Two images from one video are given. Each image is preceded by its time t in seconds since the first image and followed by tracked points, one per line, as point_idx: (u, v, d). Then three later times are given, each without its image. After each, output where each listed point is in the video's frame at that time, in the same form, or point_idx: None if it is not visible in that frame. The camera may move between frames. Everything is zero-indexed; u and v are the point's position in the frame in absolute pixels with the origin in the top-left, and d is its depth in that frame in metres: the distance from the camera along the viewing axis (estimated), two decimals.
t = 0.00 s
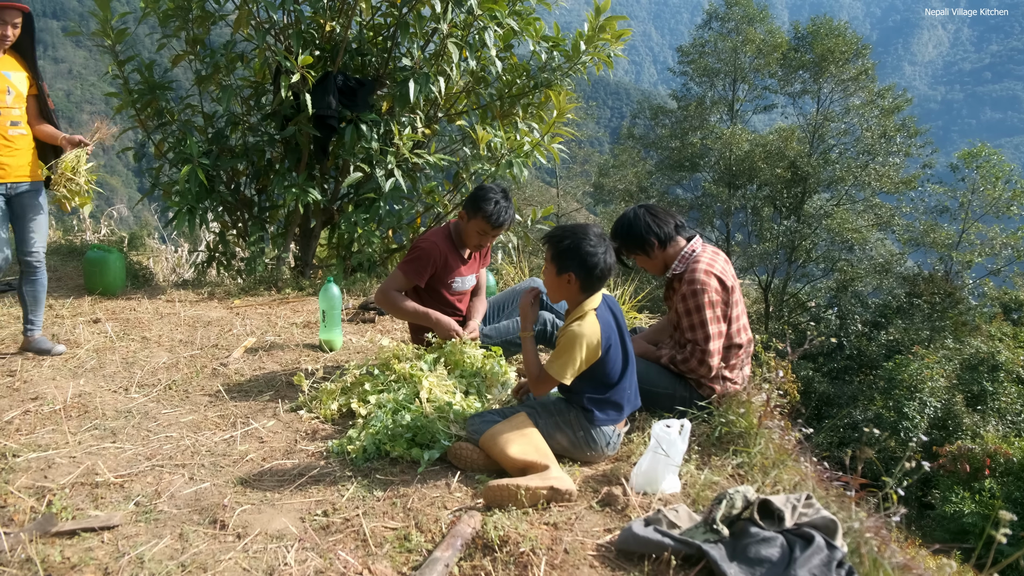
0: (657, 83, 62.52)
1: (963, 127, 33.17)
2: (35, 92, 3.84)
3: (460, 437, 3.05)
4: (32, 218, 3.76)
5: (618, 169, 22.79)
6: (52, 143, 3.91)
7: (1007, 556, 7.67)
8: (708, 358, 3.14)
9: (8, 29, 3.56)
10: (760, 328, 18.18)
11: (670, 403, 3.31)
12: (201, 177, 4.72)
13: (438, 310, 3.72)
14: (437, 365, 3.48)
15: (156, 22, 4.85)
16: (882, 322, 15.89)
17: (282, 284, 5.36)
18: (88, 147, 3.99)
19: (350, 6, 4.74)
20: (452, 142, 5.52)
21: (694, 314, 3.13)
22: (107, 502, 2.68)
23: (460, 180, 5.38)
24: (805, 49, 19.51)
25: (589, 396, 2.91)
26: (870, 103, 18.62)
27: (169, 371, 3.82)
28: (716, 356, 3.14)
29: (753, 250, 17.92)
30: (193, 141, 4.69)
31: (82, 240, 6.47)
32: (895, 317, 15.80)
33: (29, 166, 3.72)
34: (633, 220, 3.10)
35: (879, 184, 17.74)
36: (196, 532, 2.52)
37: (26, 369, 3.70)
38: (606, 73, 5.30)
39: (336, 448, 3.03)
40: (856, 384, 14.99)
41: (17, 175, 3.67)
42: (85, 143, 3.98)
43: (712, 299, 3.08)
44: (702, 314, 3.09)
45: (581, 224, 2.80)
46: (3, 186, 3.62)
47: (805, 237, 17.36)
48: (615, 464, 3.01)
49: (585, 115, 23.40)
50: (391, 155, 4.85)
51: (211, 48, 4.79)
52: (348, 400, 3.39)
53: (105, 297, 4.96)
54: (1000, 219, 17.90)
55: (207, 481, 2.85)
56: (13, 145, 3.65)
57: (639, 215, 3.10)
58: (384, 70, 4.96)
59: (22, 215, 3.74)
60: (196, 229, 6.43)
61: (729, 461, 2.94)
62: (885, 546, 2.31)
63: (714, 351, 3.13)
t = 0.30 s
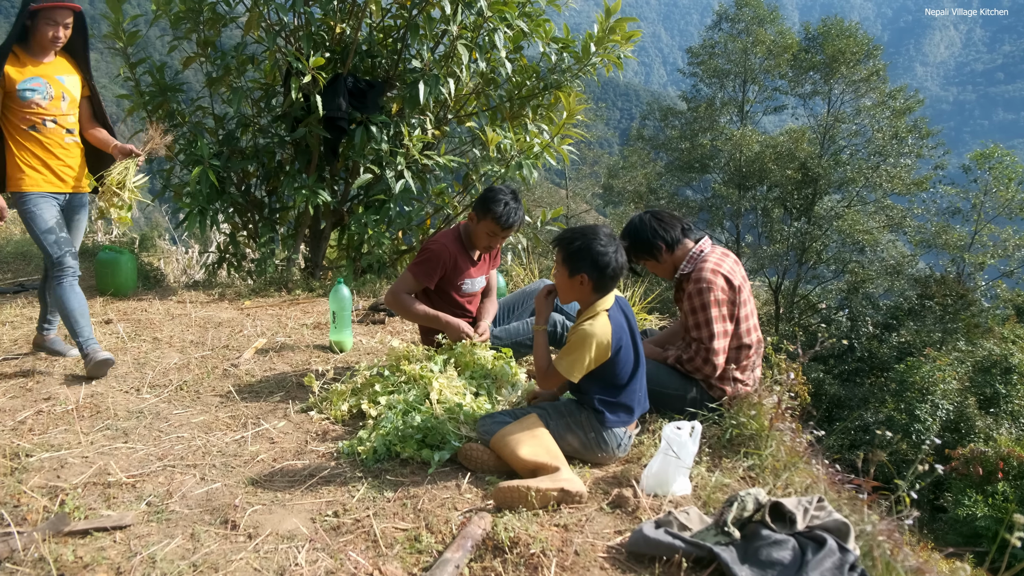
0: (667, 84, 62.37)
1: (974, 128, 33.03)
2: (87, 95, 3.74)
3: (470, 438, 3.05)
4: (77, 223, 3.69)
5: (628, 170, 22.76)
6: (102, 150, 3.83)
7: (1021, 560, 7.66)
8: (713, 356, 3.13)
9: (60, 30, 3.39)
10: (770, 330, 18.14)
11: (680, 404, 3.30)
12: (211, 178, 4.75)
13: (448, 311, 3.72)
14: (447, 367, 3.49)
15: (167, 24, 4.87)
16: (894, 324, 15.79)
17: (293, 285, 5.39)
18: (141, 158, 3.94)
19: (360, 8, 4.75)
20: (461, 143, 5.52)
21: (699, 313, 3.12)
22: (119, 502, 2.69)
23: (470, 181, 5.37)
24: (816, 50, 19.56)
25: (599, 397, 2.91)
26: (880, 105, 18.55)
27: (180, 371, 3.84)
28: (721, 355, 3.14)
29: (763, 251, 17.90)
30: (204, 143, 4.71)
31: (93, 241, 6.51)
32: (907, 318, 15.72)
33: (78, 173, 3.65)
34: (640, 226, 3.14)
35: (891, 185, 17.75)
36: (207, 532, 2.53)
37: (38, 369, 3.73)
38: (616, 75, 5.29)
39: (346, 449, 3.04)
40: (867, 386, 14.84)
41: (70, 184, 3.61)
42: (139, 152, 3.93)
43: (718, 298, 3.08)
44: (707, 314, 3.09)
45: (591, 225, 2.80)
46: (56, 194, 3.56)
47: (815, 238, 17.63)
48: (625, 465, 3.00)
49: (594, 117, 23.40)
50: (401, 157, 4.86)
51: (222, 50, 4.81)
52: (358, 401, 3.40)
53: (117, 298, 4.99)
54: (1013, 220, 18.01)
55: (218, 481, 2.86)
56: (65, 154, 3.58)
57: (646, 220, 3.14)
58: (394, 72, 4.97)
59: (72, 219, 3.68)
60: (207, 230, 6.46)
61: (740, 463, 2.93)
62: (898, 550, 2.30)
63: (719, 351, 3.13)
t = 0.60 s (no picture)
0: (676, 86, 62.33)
1: (987, 130, 32.84)
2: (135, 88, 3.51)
3: (480, 442, 3.06)
4: (132, 223, 3.50)
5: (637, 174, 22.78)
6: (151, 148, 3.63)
7: None
8: (722, 358, 3.11)
9: (114, 25, 3.13)
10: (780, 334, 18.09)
11: (691, 407, 3.28)
12: (222, 182, 4.76)
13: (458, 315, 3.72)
14: (457, 370, 3.49)
15: (178, 29, 4.90)
16: (905, 328, 16.04)
17: (303, 288, 5.41)
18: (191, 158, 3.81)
19: (370, 12, 4.77)
20: (471, 147, 5.53)
21: (709, 315, 3.10)
22: (131, 504, 2.70)
23: (480, 185, 5.37)
24: (827, 53, 19.60)
25: (608, 400, 2.91)
26: (892, 107, 18.74)
27: (191, 374, 3.86)
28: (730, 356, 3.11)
29: (774, 254, 17.87)
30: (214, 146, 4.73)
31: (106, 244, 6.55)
32: (919, 322, 15.89)
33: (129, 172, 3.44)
34: (650, 230, 3.17)
35: (903, 188, 17.85)
36: (219, 535, 2.54)
37: (51, 371, 3.76)
38: (626, 78, 5.29)
39: (357, 452, 3.04)
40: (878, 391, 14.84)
41: (122, 184, 3.40)
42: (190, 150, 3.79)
43: (726, 299, 3.06)
44: (716, 314, 3.08)
45: (601, 228, 2.79)
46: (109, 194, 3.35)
47: (826, 242, 17.55)
48: (636, 469, 3.00)
49: (604, 119, 23.45)
50: (411, 160, 4.87)
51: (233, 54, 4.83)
52: (369, 404, 3.41)
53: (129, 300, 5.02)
54: None
55: (229, 484, 2.87)
56: (117, 153, 3.37)
57: (652, 225, 3.18)
58: (404, 76, 4.99)
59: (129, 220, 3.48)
60: (218, 234, 6.49)
61: (751, 467, 2.92)
62: (912, 556, 2.29)
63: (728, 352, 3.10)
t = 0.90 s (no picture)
0: (687, 90, 62.30)
1: (1000, 133, 32.72)
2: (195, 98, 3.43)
3: (491, 446, 3.06)
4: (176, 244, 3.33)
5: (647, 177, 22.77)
6: (209, 164, 3.52)
7: None
8: (714, 356, 3.09)
9: (184, 29, 3.10)
10: (791, 337, 18.04)
11: (702, 412, 3.28)
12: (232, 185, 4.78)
13: (469, 320, 3.73)
14: (468, 375, 3.50)
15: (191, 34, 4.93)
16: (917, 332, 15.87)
17: (313, 292, 5.43)
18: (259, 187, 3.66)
19: (380, 16, 4.79)
20: (481, 150, 5.54)
21: (711, 314, 3.09)
22: (143, 507, 2.71)
23: (490, 189, 5.37)
24: (837, 56, 19.60)
25: (618, 405, 2.90)
26: (903, 111, 18.62)
27: (202, 377, 3.88)
28: (722, 356, 3.08)
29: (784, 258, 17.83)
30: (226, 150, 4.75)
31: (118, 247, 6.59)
32: (931, 326, 15.76)
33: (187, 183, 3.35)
34: (672, 220, 3.15)
35: (915, 191, 17.72)
36: (230, 538, 2.54)
37: (63, 374, 3.79)
38: (636, 81, 5.29)
39: (367, 456, 3.04)
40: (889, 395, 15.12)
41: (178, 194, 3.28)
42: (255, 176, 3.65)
43: (731, 301, 3.04)
44: (717, 312, 3.06)
45: (610, 233, 2.80)
46: (160, 205, 3.22)
47: (837, 246, 17.63)
48: (647, 474, 2.99)
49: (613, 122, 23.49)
50: (421, 164, 4.89)
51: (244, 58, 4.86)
52: (379, 408, 3.41)
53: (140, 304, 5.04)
54: None
55: (241, 487, 2.88)
56: (171, 161, 3.26)
57: (677, 216, 3.16)
58: (414, 80, 5.01)
59: (181, 238, 3.30)
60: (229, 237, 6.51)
61: (763, 473, 2.91)
62: (925, 563, 2.28)
63: (722, 351, 3.07)
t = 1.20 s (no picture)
0: (698, 93, 62.19)
1: (1014, 136, 32.55)
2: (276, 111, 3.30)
3: (502, 450, 3.06)
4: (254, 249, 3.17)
5: (657, 181, 22.74)
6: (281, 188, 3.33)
7: None
8: (696, 340, 3.09)
9: (279, 42, 2.99)
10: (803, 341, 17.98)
11: (714, 416, 3.25)
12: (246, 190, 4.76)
13: (481, 322, 3.74)
14: (479, 379, 3.50)
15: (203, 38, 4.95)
16: (930, 336, 15.86)
17: (324, 295, 5.46)
18: (332, 216, 3.44)
19: (391, 20, 4.80)
20: (491, 154, 5.55)
21: (709, 306, 3.10)
22: (156, 509, 2.73)
23: (500, 193, 5.36)
24: (849, 59, 19.57)
25: (630, 409, 2.90)
26: (916, 114, 18.57)
27: (214, 380, 3.90)
28: (705, 347, 3.08)
29: (796, 262, 17.78)
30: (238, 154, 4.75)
31: (131, 251, 6.63)
32: (944, 331, 15.71)
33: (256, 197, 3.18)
34: (711, 211, 3.19)
35: (928, 196, 17.41)
36: (242, 540, 2.55)
37: (77, 376, 3.82)
38: (647, 84, 5.28)
39: (378, 459, 3.05)
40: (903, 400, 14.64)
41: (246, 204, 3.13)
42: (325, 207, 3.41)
43: (734, 298, 3.05)
44: (714, 304, 3.09)
45: (622, 237, 2.80)
46: (232, 216, 3.08)
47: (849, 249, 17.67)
48: (658, 479, 2.98)
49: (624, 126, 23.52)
50: (432, 168, 4.91)
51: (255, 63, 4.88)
52: (390, 412, 3.42)
53: (153, 307, 5.07)
54: None
55: (253, 490, 2.89)
56: (241, 174, 3.12)
57: (714, 209, 3.20)
58: (425, 84, 5.02)
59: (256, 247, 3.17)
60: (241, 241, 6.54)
61: (775, 478, 2.90)
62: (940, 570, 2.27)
63: (705, 340, 3.07)
